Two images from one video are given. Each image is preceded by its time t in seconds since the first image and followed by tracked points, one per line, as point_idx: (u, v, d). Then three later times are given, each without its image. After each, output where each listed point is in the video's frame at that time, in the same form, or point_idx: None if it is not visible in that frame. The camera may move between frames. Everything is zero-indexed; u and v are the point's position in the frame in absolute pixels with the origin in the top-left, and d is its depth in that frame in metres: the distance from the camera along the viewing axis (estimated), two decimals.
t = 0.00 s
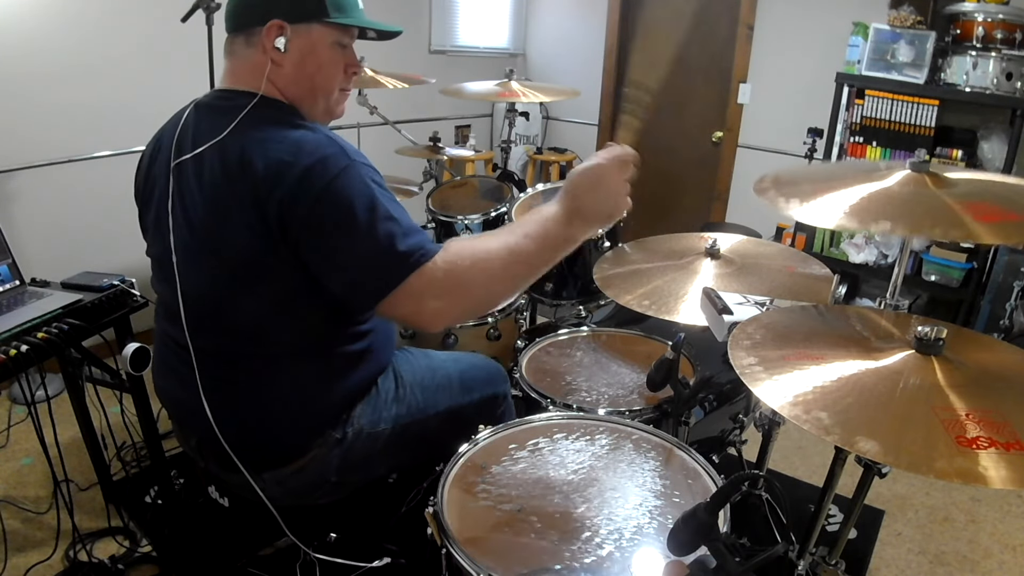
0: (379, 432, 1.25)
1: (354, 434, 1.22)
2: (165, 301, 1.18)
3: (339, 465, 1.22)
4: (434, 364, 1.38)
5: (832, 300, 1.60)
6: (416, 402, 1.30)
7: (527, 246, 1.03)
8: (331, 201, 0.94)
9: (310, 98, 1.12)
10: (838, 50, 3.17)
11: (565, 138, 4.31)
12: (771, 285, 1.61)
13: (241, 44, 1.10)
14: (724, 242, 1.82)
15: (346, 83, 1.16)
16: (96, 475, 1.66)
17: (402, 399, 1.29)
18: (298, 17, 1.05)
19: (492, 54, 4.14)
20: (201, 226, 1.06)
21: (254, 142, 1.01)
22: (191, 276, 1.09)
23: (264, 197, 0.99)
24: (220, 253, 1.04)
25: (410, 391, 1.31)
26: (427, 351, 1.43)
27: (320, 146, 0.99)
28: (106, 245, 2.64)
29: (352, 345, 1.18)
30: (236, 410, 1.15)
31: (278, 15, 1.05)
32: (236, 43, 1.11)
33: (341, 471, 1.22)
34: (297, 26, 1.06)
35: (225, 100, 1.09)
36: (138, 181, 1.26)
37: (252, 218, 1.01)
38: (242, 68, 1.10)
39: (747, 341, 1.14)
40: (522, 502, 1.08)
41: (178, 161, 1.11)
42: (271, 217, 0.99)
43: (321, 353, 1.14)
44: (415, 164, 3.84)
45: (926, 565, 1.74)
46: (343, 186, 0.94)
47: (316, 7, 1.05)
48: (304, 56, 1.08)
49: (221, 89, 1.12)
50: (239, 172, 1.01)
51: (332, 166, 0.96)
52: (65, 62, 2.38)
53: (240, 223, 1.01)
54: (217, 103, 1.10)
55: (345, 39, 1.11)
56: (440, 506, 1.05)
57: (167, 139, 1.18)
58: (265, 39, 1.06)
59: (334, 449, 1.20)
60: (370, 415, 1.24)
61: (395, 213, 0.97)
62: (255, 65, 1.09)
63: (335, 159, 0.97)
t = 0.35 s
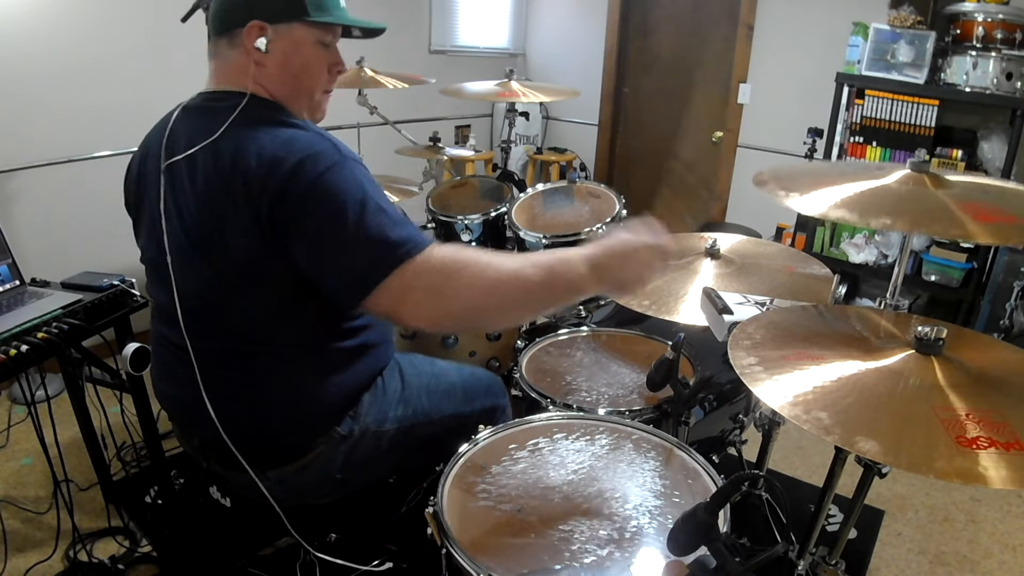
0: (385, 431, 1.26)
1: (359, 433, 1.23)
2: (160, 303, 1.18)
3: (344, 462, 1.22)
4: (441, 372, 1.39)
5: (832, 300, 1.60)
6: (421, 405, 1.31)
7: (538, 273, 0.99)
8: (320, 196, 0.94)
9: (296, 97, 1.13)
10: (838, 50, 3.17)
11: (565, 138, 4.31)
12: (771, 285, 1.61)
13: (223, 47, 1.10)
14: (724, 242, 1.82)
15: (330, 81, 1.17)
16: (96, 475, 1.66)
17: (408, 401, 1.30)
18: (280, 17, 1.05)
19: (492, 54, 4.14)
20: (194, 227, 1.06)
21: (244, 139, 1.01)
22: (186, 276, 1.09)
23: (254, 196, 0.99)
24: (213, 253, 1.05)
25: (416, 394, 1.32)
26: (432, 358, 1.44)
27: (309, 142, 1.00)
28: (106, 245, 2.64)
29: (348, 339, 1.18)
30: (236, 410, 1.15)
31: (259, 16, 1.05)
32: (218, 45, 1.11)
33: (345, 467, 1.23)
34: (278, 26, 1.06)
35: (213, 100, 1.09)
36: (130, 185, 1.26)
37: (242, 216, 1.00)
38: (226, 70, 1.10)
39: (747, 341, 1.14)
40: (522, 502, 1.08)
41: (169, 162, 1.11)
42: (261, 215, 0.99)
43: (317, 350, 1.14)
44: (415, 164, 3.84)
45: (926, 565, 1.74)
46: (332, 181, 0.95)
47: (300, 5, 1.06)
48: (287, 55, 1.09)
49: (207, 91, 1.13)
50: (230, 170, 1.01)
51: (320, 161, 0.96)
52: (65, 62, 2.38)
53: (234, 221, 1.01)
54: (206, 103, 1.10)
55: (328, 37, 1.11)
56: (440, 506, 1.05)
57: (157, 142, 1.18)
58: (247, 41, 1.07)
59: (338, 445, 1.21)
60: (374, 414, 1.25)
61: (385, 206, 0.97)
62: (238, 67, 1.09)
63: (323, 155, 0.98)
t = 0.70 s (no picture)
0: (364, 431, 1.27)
1: (337, 433, 1.25)
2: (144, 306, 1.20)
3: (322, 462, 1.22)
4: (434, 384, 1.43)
5: (831, 300, 1.60)
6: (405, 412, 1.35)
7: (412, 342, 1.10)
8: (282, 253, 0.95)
9: (297, 107, 1.09)
10: (837, 50, 3.17)
11: (565, 138, 4.31)
12: (770, 285, 1.61)
13: (226, 56, 1.09)
14: (724, 242, 1.82)
15: (339, 89, 1.11)
16: (96, 475, 1.66)
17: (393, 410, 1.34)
18: (275, 24, 1.02)
19: (492, 54, 4.14)
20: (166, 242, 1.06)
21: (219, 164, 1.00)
22: (163, 292, 1.09)
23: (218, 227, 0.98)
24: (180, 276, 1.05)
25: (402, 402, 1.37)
26: (434, 372, 1.49)
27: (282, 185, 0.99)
28: (107, 245, 2.64)
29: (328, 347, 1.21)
30: (213, 415, 1.14)
31: (255, 24, 1.03)
32: (223, 54, 1.10)
33: (322, 467, 1.22)
34: (274, 34, 1.03)
35: (209, 106, 1.08)
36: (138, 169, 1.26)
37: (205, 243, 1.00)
38: (227, 80, 1.09)
39: (747, 339, 1.14)
40: (521, 502, 1.08)
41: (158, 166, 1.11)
42: (218, 246, 0.98)
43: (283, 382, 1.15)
44: (415, 164, 3.84)
45: (926, 565, 1.74)
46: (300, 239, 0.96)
47: (300, 11, 1.02)
48: (284, 65, 1.05)
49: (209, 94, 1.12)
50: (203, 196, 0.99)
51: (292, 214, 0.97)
52: (65, 63, 2.38)
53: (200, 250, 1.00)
54: (205, 108, 1.09)
55: (331, 44, 1.06)
56: (440, 506, 1.05)
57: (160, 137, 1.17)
58: (245, 51, 1.05)
59: (315, 445, 1.22)
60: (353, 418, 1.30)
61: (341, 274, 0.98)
62: (239, 77, 1.08)
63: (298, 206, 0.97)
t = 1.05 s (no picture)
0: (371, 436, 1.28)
1: (347, 438, 1.25)
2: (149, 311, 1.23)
3: (331, 465, 1.24)
4: (428, 373, 1.43)
5: (831, 300, 1.61)
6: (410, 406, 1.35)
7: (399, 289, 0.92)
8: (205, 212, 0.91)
9: (271, 99, 1.13)
10: (838, 51, 3.17)
11: (565, 138, 4.31)
12: (770, 285, 1.61)
13: (213, 39, 1.13)
14: (724, 242, 1.82)
15: (319, 85, 1.13)
16: (95, 475, 1.66)
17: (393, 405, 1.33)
18: (259, 18, 1.03)
19: (492, 54, 4.14)
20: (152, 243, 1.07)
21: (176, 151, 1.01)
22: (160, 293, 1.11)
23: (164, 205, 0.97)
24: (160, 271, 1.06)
25: (405, 395, 1.36)
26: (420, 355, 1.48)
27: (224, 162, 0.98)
28: (107, 245, 2.64)
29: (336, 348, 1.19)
30: (216, 420, 1.14)
31: (239, 16, 1.03)
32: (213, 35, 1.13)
33: (332, 471, 1.24)
34: (255, 27, 1.04)
35: (201, 99, 1.12)
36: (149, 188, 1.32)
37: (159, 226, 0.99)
38: (213, 63, 1.14)
39: (747, 338, 1.14)
40: (521, 502, 1.08)
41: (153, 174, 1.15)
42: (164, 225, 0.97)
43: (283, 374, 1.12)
44: (415, 164, 3.84)
45: (927, 565, 1.74)
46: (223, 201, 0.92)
47: (287, 7, 1.02)
48: (262, 58, 1.08)
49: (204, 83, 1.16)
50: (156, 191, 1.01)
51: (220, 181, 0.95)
52: (65, 63, 2.38)
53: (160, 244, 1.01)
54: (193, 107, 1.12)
55: (312, 40, 1.07)
56: (440, 506, 1.05)
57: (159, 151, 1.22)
58: (228, 39, 1.07)
59: (325, 451, 1.23)
60: (363, 419, 1.28)
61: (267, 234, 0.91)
62: (222, 64, 1.12)
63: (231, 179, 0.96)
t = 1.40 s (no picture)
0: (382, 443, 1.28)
1: (363, 444, 1.26)
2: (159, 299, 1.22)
3: (342, 469, 1.24)
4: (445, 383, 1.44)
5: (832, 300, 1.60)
6: (425, 417, 1.36)
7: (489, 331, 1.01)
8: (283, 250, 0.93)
9: (305, 104, 1.09)
10: (838, 51, 3.17)
11: (565, 138, 4.30)
12: (770, 285, 1.61)
13: (244, 48, 1.10)
14: (724, 242, 1.82)
15: (352, 87, 1.11)
16: (95, 475, 1.66)
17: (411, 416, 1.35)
18: (293, 15, 1.02)
19: (492, 53, 4.14)
20: (184, 244, 1.06)
21: (227, 165, 1.00)
22: (180, 289, 1.11)
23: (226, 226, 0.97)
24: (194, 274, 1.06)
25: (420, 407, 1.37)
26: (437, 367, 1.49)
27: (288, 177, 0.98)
28: (107, 245, 2.64)
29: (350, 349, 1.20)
30: (230, 420, 1.16)
31: (273, 15, 1.02)
32: (240, 45, 1.11)
33: (339, 475, 1.24)
34: (291, 25, 1.03)
35: (227, 104, 1.09)
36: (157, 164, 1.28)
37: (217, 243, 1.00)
38: (243, 72, 1.11)
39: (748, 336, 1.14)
40: (521, 502, 1.08)
41: (176, 167, 1.12)
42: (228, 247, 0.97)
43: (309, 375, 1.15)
44: (415, 164, 3.84)
45: (927, 565, 1.74)
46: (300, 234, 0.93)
47: (321, 4, 1.01)
48: (296, 58, 1.05)
49: (225, 91, 1.13)
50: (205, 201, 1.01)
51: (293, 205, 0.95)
52: (65, 63, 2.38)
53: (203, 250, 1.02)
54: (222, 107, 1.09)
55: (345, 39, 1.06)
56: (440, 506, 1.05)
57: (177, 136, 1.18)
58: (258, 40, 1.04)
59: (340, 456, 1.23)
60: (377, 428, 1.30)
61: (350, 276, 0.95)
62: (253, 70, 1.09)
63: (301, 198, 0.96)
